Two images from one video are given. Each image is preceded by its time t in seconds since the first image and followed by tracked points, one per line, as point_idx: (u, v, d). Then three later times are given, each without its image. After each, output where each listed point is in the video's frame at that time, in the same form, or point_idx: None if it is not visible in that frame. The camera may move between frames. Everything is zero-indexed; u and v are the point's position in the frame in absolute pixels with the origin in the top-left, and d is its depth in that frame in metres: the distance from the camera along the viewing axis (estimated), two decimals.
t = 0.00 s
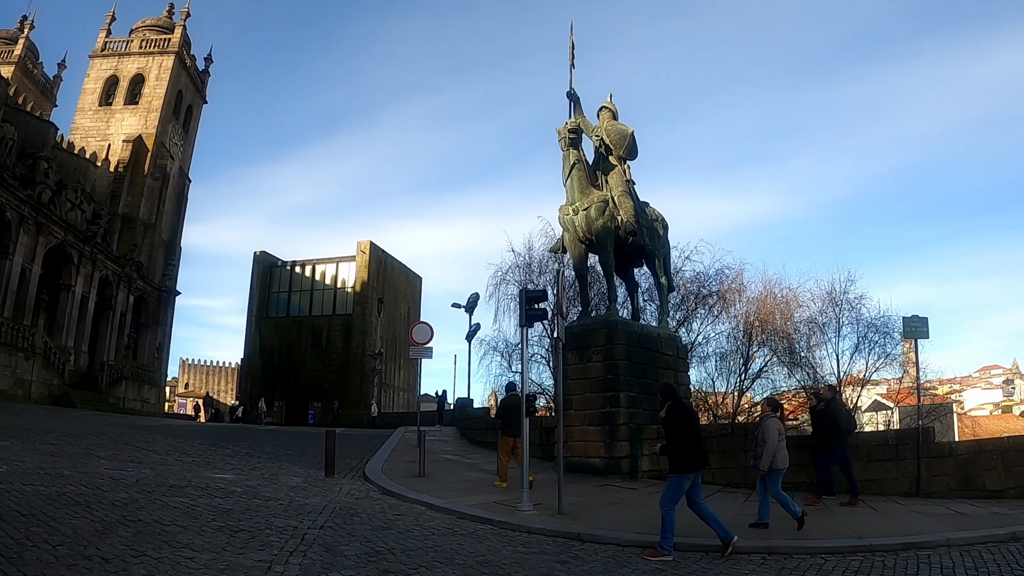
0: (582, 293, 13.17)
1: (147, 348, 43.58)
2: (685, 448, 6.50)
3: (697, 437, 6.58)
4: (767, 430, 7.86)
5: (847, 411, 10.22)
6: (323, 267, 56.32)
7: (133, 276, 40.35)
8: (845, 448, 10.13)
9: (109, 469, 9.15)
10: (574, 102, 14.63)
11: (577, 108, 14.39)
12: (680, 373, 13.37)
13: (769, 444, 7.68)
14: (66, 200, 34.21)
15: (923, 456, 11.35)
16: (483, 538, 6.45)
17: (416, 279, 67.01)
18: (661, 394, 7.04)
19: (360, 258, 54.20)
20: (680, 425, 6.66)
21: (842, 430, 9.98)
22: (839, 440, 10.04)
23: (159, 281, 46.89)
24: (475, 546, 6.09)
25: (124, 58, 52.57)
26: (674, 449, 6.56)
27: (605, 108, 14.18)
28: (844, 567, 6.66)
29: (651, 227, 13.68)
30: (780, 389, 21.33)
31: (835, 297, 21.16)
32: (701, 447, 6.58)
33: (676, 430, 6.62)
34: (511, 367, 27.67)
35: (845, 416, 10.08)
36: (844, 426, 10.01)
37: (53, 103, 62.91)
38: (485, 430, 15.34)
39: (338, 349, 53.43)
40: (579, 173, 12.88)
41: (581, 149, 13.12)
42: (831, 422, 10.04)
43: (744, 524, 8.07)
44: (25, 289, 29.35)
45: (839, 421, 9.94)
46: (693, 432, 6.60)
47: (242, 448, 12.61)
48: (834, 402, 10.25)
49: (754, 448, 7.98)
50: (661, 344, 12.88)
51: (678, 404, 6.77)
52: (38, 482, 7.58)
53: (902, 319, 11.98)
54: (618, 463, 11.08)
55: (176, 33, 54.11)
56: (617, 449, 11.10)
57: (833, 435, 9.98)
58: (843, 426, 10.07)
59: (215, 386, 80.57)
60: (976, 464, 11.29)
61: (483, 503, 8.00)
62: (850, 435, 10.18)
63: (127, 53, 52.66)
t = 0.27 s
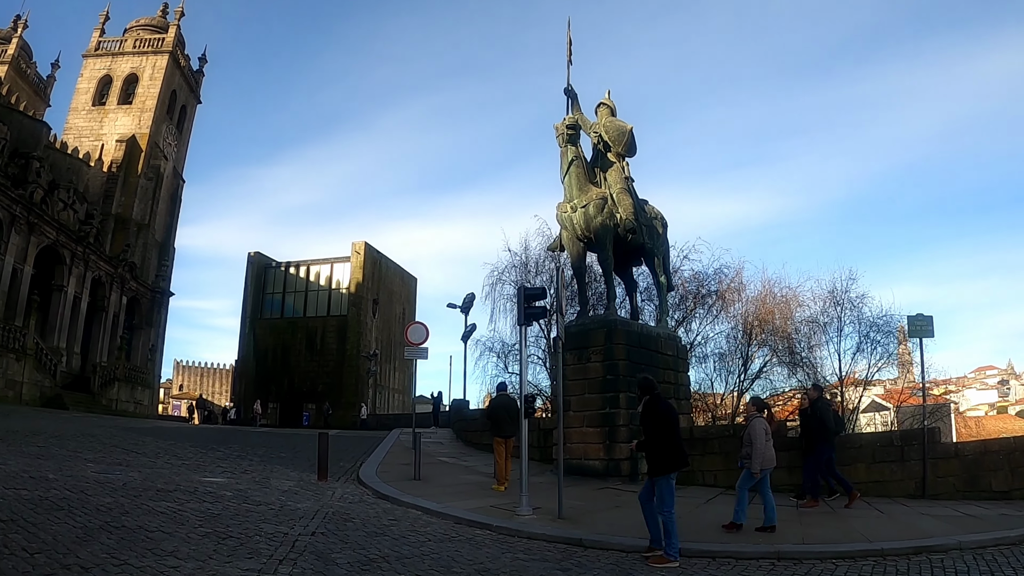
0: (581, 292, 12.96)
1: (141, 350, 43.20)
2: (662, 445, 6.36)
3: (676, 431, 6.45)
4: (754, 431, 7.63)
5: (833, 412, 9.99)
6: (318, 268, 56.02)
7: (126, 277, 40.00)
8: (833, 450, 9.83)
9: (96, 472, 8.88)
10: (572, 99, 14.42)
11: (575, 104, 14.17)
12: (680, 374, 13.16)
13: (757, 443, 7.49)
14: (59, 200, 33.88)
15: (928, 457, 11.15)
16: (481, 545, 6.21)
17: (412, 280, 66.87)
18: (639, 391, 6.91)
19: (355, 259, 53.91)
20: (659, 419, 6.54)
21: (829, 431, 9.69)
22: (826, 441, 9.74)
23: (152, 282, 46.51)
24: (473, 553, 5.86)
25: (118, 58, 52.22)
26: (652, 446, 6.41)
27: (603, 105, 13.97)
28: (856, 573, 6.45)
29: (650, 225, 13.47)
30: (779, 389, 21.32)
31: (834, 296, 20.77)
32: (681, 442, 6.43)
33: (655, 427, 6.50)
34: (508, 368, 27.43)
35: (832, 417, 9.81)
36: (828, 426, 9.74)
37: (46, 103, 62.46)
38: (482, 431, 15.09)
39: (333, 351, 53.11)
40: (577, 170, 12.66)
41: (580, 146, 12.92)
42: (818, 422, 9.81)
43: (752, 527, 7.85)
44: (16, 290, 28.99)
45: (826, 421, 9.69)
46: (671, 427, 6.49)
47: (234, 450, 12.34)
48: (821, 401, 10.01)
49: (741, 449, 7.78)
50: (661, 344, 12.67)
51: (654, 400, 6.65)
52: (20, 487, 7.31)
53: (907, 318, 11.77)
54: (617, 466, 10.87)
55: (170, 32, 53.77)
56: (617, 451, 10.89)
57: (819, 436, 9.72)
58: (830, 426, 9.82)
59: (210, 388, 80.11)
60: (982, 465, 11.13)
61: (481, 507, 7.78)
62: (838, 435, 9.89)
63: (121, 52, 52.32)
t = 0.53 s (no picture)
0: (580, 292, 12.76)
1: (134, 350, 42.85)
2: (638, 451, 6.15)
3: (653, 436, 6.23)
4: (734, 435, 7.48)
5: (827, 412, 9.63)
6: (313, 268, 55.74)
7: (119, 276, 39.65)
8: (826, 451, 9.55)
9: (82, 475, 8.64)
10: (572, 96, 14.22)
11: (574, 101, 13.98)
12: (680, 376, 12.96)
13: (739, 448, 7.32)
14: (52, 198, 33.55)
15: (934, 460, 10.97)
16: (479, 553, 5.99)
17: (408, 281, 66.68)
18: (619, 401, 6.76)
19: (350, 259, 53.63)
20: (636, 425, 6.32)
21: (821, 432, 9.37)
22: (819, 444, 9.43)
23: (146, 282, 46.15)
24: (472, 562, 5.64)
25: (113, 56, 51.89)
26: (628, 454, 6.19)
27: (603, 102, 13.77)
28: None
29: (650, 224, 13.27)
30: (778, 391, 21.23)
31: (838, 297, 20.74)
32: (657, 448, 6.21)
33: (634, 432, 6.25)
34: (504, 369, 27.22)
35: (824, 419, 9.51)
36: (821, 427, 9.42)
37: (40, 101, 62.05)
38: (478, 434, 14.87)
39: (327, 352, 52.81)
40: (577, 168, 12.46)
41: (580, 143, 12.71)
42: (810, 422, 9.48)
43: (758, 533, 7.64)
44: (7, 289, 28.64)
45: (819, 421, 9.33)
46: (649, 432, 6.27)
47: (226, 452, 12.10)
48: (813, 401, 9.70)
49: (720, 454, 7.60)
50: (662, 346, 12.47)
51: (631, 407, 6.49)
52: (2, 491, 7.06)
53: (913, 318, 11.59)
54: (618, 470, 10.67)
55: (165, 31, 53.46)
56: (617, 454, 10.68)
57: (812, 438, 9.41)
58: (823, 426, 9.46)
59: (204, 389, 79.70)
60: (989, 469, 10.95)
61: (479, 513, 7.56)
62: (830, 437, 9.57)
63: (116, 50, 51.99)
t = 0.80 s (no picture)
0: (580, 294, 12.55)
1: (128, 350, 42.48)
2: (607, 451, 6.05)
3: (623, 435, 6.16)
4: (716, 436, 7.28)
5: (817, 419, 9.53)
6: (308, 268, 55.47)
7: (113, 276, 39.32)
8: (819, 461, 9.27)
9: (69, 480, 8.38)
10: (572, 95, 14.04)
11: (574, 100, 13.79)
12: (681, 379, 12.77)
13: (719, 448, 7.16)
14: (45, 197, 33.22)
15: (940, 466, 10.85)
16: (476, 564, 5.77)
17: (403, 282, 66.39)
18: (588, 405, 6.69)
19: (346, 260, 53.37)
20: (607, 426, 6.23)
21: (811, 440, 9.16)
22: (809, 452, 9.20)
23: (140, 281, 45.80)
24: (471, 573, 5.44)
25: (109, 54, 51.59)
26: (597, 455, 6.08)
27: (603, 101, 13.59)
28: None
29: (651, 224, 13.07)
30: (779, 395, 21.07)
31: (841, 300, 20.68)
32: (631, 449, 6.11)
33: (599, 432, 6.20)
34: (500, 371, 27.00)
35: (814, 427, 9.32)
36: (812, 435, 9.21)
37: (35, 100, 61.65)
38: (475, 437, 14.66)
39: (322, 353, 52.49)
40: (577, 168, 12.27)
41: (580, 142, 12.52)
42: (802, 429, 9.30)
43: (767, 542, 7.46)
44: None
45: (810, 428, 9.15)
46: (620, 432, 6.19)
47: (218, 456, 11.86)
48: (804, 408, 9.51)
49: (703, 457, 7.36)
50: (662, 349, 12.28)
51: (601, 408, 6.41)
52: None
53: (920, 320, 11.44)
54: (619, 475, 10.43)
55: (161, 29, 53.17)
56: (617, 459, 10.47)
57: (801, 445, 9.19)
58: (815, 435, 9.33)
59: (199, 390, 79.27)
60: (995, 474, 10.88)
61: (478, 521, 7.36)
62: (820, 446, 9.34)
63: (112, 49, 51.67)
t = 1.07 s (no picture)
0: (580, 293, 12.34)
1: (121, 350, 42.14)
2: (580, 446, 5.86)
3: (596, 432, 5.96)
4: (698, 440, 7.11)
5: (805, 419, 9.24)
6: (304, 269, 55.21)
7: (107, 275, 39.00)
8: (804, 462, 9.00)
9: (55, 483, 8.13)
10: (571, 92, 13.83)
11: (574, 97, 13.59)
12: (682, 381, 12.56)
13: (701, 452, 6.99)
14: (38, 195, 32.93)
15: (946, 469, 10.68)
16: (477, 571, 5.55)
17: (399, 283, 66.15)
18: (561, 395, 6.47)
19: (342, 260, 53.10)
20: (580, 422, 6.02)
21: (796, 440, 8.88)
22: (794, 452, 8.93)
23: (135, 281, 45.48)
24: None
25: (104, 52, 51.29)
26: (569, 452, 5.88)
27: (604, 98, 13.39)
28: None
29: (652, 223, 12.87)
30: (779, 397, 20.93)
31: (845, 301, 20.49)
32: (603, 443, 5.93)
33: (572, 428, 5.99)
34: (497, 373, 26.77)
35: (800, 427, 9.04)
36: (797, 435, 8.93)
37: (31, 98, 61.32)
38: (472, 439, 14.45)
39: (318, 354, 52.22)
40: (578, 165, 12.07)
41: (580, 139, 12.31)
42: (787, 429, 9.02)
43: (773, 548, 7.28)
44: None
45: (795, 429, 8.88)
46: (592, 424, 6.00)
47: (210, 457, 11.62)
48: (791, 408, 9.24)
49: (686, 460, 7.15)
50: (664, 350, 12.07)
51: (574, 400, 6.19)
52: None
53: (927, 322, 11.26)
54: (619, 479, 10.19)
55: (157, 27, 52.90)
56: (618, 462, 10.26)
57: (785, 446, 8.92)
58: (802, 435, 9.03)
59: (194, 390, 78.91)
60: (1001, 478, 10.72)
61: (477, 526, 7.13)
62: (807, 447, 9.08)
63: (107, 47, 51.38)
